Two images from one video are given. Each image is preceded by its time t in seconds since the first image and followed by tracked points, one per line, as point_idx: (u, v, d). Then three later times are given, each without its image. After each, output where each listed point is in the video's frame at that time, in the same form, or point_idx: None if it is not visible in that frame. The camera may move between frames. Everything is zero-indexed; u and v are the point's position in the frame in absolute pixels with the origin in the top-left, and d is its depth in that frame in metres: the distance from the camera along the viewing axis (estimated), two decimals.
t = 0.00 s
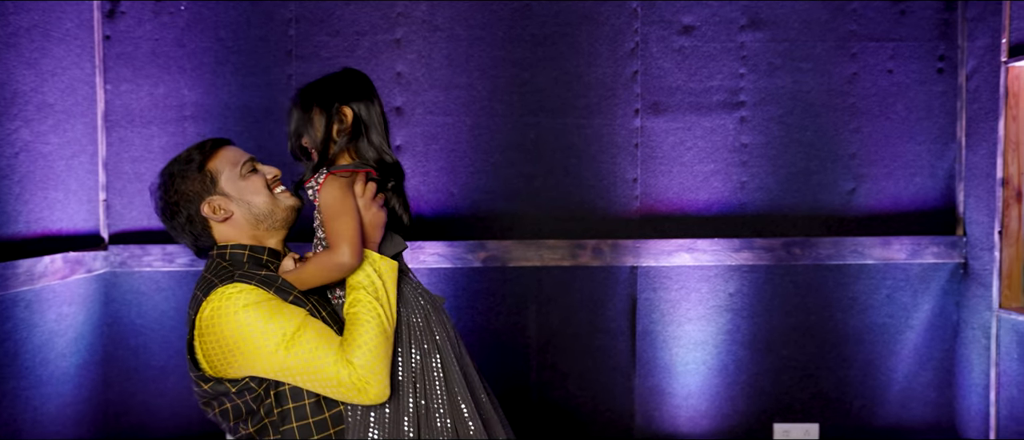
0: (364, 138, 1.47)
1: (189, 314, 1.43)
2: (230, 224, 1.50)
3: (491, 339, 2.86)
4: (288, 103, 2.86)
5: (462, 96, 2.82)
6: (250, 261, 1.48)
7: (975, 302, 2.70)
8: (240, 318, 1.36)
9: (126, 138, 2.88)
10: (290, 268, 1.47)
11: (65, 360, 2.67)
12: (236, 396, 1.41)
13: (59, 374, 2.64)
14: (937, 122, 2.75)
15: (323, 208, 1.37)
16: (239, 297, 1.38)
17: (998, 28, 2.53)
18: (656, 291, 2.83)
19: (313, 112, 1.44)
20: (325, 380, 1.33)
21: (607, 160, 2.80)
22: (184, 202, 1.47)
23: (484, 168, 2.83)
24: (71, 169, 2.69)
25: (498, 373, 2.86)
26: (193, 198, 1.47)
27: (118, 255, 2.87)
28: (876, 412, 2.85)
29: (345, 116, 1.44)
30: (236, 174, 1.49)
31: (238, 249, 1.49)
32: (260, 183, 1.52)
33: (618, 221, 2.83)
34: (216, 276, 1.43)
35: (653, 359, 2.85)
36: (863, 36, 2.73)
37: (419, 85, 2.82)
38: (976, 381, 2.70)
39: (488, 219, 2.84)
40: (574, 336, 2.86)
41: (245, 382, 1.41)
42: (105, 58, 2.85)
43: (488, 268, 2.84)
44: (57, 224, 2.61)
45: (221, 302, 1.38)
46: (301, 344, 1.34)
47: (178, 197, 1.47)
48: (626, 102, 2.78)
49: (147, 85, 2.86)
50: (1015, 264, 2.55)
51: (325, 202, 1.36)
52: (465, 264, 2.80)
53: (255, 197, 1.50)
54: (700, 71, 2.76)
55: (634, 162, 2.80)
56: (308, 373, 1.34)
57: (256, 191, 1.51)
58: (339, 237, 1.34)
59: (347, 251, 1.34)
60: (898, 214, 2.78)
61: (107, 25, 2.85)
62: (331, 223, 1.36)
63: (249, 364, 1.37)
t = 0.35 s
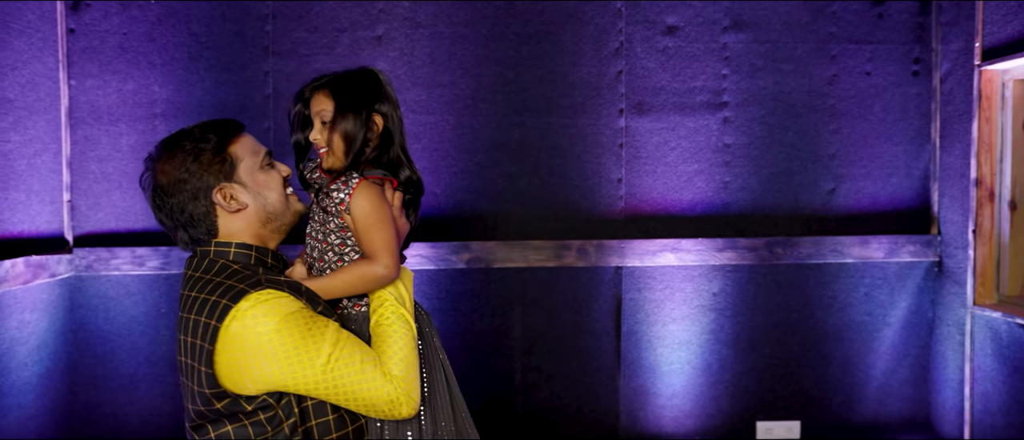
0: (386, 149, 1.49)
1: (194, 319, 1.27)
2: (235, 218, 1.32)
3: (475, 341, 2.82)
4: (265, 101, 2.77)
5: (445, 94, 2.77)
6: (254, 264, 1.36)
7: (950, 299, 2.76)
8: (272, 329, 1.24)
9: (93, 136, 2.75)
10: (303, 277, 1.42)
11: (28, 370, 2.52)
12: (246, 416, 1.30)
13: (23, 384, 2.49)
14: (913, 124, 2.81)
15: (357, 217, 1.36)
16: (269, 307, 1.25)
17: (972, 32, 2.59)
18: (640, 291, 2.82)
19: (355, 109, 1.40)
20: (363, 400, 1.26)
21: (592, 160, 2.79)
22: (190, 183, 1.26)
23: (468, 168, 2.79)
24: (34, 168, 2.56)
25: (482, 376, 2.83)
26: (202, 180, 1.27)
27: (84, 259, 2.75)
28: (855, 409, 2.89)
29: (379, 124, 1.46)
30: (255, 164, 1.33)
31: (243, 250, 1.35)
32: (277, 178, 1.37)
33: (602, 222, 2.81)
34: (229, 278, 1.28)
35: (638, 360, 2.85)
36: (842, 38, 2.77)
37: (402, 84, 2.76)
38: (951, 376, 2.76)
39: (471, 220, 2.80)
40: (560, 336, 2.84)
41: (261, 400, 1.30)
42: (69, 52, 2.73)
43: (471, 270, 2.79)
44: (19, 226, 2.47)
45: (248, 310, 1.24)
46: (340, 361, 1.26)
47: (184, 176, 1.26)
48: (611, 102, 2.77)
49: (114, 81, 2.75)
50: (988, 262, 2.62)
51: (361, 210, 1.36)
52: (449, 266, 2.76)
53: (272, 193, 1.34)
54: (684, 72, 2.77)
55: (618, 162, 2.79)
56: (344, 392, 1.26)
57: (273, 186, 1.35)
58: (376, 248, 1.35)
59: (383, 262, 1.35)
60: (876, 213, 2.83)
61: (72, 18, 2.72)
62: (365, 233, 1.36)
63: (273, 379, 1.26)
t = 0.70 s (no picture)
0: (393, 154, 1.65)
1: (220, 323, 1.14)
2: (246, 216, 1.20)
3: (459, 343, 2.78)
4: (243, 99, 2.69)
5: (429, 94, 2.74)
6: (270, 267, 1.24)
7: (925, 297, 2.82)
8: (313, 335, 1.15)
9: (60, 133, 2.64)
10: (317, 282, 1.49)
11: None
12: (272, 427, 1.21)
13: None
14: (889, 126, 2.87)
15: (379, 223, 1.48)
16: (309, 312, 1.15)
17: (945, 37, 2.66)
18: (625, 291, 2.82)
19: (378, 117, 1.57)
20: (395, 403, 1.20)
21: (577, 161, 2.78)
22: (207, 174, 1.14)
23: (452, 168, 2.76)
24: None
25: (466, 378, 2.79)
26: (220, 173, 1.15)
27: (50, 262, 2.63)
28: (833, 406, 2.94)
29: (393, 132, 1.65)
30: (274, 161, 1.23)
31: (257, 251, 1.22)
32: (291, 179, 1.26)
33: (587, 223, 2.81)
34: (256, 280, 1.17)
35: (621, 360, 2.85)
36: (822, 42, 2.82)
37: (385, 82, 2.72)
38: (926, 373, 2.83)
39: (455, 221, 2.77)
40: (545, 337, 2.82)
41: (291, 408, 1.21)
42: (34, 45, 2.61)
43: (455, 272, 2.76)
44: None
45: (288, 315, 1.14)
46: (380, 366, 1.19)
47: (201, 166, 1.13)
48: (595, 102, 2.77)
49: (83, 77, 2.64)
50: (961, 261, 2.69)
51: (384, 217, 1.47)
52: (433, 267, 2.72)
53: (289, 193, 1.24)
54: (668, 73, 2.78)
55: (603, 163, 2.79)
56: (382, 399, 1.20)
57: (289, 187, 1.25)
58: (399, 254, 1.48)
59: (405, 266, 1.48)
60: (853, 214, 2.88)
61: (37, 11, 2.61)
62: (386, 239, 1.48)
63: (310, 388, 1.17)
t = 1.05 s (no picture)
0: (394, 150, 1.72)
1: (270, 321, 1.12)
2: (271, 213, 1.16)
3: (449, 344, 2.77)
4: (228, 99, 2.64)
5: (417, 93, 2.72)
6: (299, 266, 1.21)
7: (904, 291, 2.90)
8: (357, 333, 1.13)
9: (34, 134, 2.56)
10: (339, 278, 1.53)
11: None
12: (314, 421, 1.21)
13: None
14: (869, 124, 2.94)
15: (395, 219, 1.60)
16: (357, 306, 1.14)
17: (923, 38, 2.73)
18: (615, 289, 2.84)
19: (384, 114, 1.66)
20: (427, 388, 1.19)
21: (566, 160, 2.79)
22: (237, 169, 1.09)
23: (441, 168, 2.74)
24: None
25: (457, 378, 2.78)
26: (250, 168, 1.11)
27: (26, 266, 2.54)
28: (817, 399, 3.00)
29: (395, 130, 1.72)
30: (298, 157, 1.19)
31: (286, 248, 1.19)
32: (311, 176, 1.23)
33: (577, 221, 2.82)
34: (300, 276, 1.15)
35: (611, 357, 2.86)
36: (804, 42, 2.87)
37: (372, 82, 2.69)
38: (906, 364, 2.90)
39: (445, 222, 2.75)
40: (536, 336, 2.83)
41: (337, 401, 1.22)
42: (6, 43, 2.52)
43: (445, 272, 2.74)
44: None
45: (341, 310, 1.13)
46: (415, 365, 1.17)
47: (232, 162, 1.09)
48: (584, 101, 2.78)
49: (59, 75, 2.56)
50: (939, 256, 2.76)
51: (399, 213, 1.61)
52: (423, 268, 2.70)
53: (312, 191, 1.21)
54: (655, 72, 2.80)
55: (592, 161, 2.80)
56: (417, 394, 1.19)
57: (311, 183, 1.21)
58: (413, 248, 1.62)
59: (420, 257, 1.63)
60: (835, 210, 2.95)
61: (9, 7, 2.52)
62: (400, 233, 1.62)
63: (357, 381, 1.16)
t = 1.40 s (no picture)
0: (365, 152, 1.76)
1: (292, 318, 1.09)
2: (288, 209, 1.12)
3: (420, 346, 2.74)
4: (195, 93, 2.56)
5: (392, 92, 2.69)
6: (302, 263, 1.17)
7: (863, 294, 3.01)
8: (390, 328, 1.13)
9: None
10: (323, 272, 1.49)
11: None
12: (323, 422, 1.15)
13: None
14: (830, 134, 3.05)
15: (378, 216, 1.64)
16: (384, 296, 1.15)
17: (881, 52, 2.85)
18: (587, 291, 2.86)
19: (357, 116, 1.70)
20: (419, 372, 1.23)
21: (540, 163, 2.80)
22: (276, 160, 1.05)
23: (415, 168, 2.72)
24: None
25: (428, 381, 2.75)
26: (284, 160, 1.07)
27: None
28: (779, 400, 3.08)
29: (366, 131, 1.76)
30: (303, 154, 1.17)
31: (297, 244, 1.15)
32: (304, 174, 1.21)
33: (549, 224, 2.83)
34: (321, 271, 1.11)
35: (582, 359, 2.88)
36: (770, 53, 2.96)
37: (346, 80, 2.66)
38: (864, 366, 3.01)
39: (418, 222, 2.73)
40: (508, 339, 2.82)
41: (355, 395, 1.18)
42: None
43: (417, 274, 2.71)
44: None
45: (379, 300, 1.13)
46: (418, 358, 1.21)
47: (272, 152, 1.05)
48: (558, 105, 2.80)
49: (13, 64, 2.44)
50: (895, 261, 2.87)
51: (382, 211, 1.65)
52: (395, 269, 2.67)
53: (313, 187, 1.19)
54: (627, 78, 2.85)
55: (566, 165, 2.82)
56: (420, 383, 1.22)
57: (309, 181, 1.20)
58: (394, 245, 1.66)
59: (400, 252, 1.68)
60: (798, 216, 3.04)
61: None
62: (381, 229, 1.65)
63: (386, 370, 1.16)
